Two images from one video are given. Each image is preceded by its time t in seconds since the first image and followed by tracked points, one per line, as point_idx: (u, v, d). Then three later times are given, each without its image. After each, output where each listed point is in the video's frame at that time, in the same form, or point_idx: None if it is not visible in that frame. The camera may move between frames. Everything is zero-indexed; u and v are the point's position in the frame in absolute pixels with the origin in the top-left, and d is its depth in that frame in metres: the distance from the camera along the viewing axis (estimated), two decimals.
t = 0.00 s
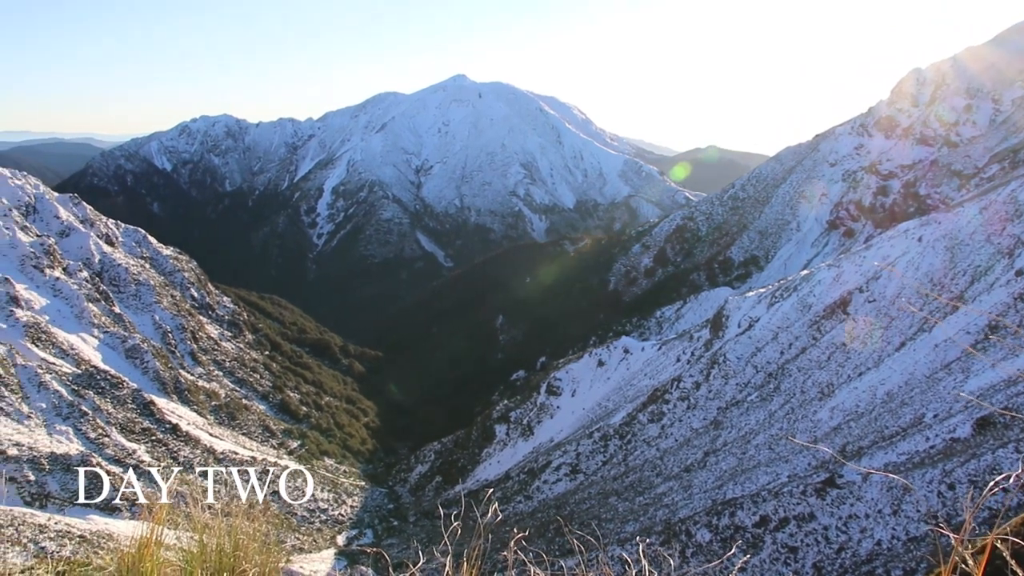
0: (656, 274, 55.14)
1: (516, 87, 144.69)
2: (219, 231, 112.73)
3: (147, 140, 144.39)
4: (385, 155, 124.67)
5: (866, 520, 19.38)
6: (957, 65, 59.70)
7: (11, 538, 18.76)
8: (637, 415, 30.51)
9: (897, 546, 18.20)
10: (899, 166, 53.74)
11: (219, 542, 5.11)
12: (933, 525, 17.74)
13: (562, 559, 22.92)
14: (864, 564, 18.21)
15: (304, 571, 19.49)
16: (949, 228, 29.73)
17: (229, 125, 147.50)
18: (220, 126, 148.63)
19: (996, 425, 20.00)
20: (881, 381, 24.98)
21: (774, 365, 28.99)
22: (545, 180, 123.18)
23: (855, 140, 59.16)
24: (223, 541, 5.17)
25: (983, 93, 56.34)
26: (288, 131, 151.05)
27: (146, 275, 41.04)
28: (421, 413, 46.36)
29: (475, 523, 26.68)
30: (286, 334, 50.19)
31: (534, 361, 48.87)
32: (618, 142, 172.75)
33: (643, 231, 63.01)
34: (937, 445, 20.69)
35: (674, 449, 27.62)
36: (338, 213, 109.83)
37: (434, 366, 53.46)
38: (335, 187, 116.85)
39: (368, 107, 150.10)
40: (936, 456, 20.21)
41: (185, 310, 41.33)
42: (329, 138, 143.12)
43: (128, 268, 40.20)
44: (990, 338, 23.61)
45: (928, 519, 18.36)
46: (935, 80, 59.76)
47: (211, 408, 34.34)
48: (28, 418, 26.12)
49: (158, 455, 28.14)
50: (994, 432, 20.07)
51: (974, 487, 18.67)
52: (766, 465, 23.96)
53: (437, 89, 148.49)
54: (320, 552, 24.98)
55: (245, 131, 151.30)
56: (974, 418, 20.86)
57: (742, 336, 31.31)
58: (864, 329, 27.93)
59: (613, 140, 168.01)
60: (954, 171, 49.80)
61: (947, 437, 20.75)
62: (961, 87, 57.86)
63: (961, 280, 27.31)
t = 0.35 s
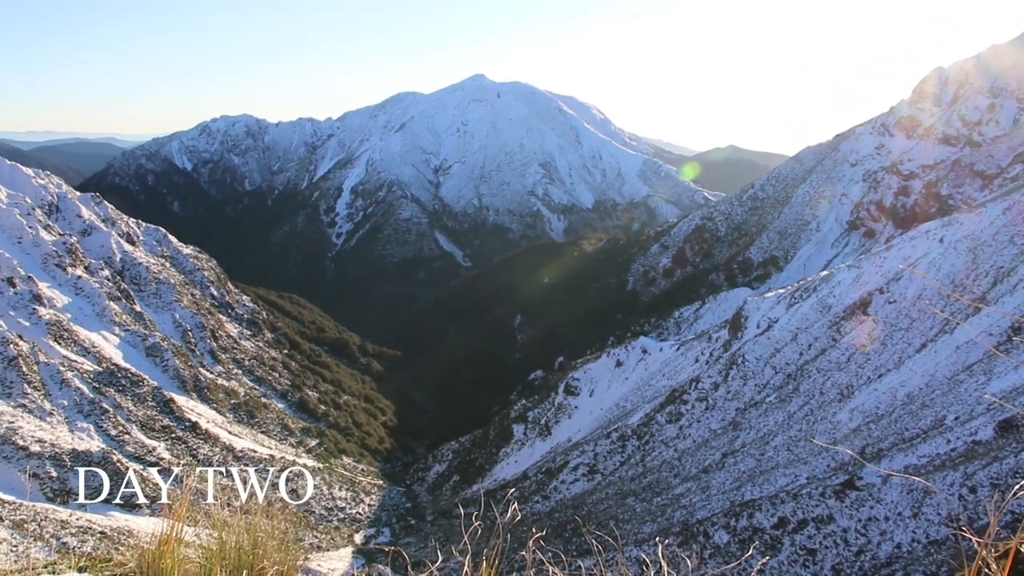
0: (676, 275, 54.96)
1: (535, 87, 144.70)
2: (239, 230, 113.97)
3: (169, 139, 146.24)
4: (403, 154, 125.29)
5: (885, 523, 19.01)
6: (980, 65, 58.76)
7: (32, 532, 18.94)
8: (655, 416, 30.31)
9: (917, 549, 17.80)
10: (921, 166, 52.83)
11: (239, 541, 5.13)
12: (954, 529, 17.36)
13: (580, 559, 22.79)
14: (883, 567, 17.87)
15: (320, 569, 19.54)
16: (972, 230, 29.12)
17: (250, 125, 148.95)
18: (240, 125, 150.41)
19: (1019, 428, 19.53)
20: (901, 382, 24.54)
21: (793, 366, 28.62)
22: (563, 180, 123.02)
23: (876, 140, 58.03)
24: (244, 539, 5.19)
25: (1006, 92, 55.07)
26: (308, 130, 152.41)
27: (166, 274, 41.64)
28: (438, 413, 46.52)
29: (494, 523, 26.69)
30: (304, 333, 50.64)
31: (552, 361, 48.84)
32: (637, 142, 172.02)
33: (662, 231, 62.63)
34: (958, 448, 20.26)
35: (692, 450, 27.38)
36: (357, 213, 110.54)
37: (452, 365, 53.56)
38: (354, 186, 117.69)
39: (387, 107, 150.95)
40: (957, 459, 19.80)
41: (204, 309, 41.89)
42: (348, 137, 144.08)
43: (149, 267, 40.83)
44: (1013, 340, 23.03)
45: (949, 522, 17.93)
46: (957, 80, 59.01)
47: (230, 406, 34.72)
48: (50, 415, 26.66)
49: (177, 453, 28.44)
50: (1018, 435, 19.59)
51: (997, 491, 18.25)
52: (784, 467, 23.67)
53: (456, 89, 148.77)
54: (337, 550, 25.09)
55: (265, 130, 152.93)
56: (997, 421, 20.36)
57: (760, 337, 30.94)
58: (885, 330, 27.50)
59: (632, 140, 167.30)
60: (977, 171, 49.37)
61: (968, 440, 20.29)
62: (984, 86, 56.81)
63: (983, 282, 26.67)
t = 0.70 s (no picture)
0: (696, 275, 54.61)
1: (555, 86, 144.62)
2: (260, 229, 115.21)
3: (192, 139, 148.25)
4: (424, 154, 125.96)
5: (907, 526, 18.65)
6: (1007, 62, 57.36)
7: (56, 527, 19.54)
8: (675, 416, 30.06)
9: (940, 553, 17.43)
10: (944, 166, 51.74)
11: (259, 537, 5.16)
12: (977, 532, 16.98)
13: (598, 559, 22.65)
14: (905, 570, 17.51)
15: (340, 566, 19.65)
16: (997, 230, 28.48)
17: (271, 125, 151.21)
18: (262, 125, 152.65)
19: None
20: (924, 384, 24.08)
21: (814, 367, 28.19)
22: (584, 180, 122.68)
23: (899, 140, 57.32)
24: (263, 536, 5.22)
25: None
26: (329, 130, 154.04)
27: (188, 273, 42.29)
28: (457, 412, 46.65)
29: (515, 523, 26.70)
30: (325, 332, 51.09)
31: (571, 361, 48.76)
32: (658, 142, 171.07)
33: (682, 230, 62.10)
34: (982, 451, 19.83)
35: (712, 451, 27.10)
36: (378, 212, 111.28)
37: (471, 364, 53.67)
38: (374, 186, 118.56)
39: (408, 106, 151.81)
40: (981, 462, 19.36)
41: (226, 307, 42.45)
42: (369, 137, 145.14)
43: (171, 265, 41.50)
44: None
45: (971, 525, 17.55)
46: (983, 78, 57.78)
47: (251, 404, 35.13)
48: (74, 412, 27.08)
49: (199, 450, 28.78)
50: None
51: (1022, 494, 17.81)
52: (805, 468, 23.35)
53: (477, 89, 149.21)
54: (357, 549, 25.22)
55: (286, 130, 154.82)
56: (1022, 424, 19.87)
57: (781, 338, 30.53)
58: (907, 332, 27.04)
59: (653, 140, 166.38)
60: (1002, 172, 48.16)
61: (992, 443, 19.91)
62: (1011, 85, 55.48)
63: (1008, 284, 26.04)
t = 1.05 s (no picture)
0: (717, 275, 54.11)
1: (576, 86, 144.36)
2: (282, 228, 116.41)
3: (215, 139, 150.24)
4: (445, 154, 126.50)
5: (930, 530, 18.27)
6: None
7: (82, 522, 20.01)
8: (695, 417, 29.77)
9: (963, 557, 17.05)
10: (969, 166, 50.57)
11: (280, 534, 5.18)
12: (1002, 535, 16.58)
13: (618, 560, 22.42)
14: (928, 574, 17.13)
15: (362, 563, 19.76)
16: None
17: (293, 124, 153.06)
18: (284, 125, 154.56)
19: None
20: (948, 387, 23.61)
21: (836, 368, 27.75)
22: (604, 180, 122.21)
23: (922, 140, 56.36)
24: (284, 534, 5.24)
25: None
26: (350, 129, 155.46)
27: (210, 271, 42.92)
28: (477, 411, 46.72)
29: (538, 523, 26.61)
30: (345, 331, 51.49)
31: (591, 361, 48.61)
32: (679, 142, 169.93)
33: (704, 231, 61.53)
34: (1007, 454, 19.37)
35: (732, 453, 26.80)
36: (398, 212, 111.95)
37: (491, 364, 53.70)
38: (395, 186, 119.34)
39: (429, 106, 152.57)
40: (1006, 466, 18.91)
41: (247, 306, 42.99)
42: (390, 136, 146.11)
43: (193, 264, 42.15)
44: None
45: (995, 529, 17.15)
46: (1010, 77, 56.53)
47: (272, 402, 35.49)
48: (97, 410, 27.43)
49: (220, 447, 29.07)
50: None
51: None
52: (826, 470, 23.01)
53: (497, 89, 149.51)
54: (377, 547, 25.28)
55: (308, 130, 156.52)
56: None
57: (803, 339, 30.10)
58: (930, 333, 26.57)
59: (675, 139, 165.31)
60: None
61: (1017, 447, 19.47)
62: None
63: None
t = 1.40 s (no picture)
0: (739, 275, 53.52)
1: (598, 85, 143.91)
2: (304, 227, 117.45)
3: (239, 139, 152.12)
4: (466, 153, 126.87)
5: (954, 534, 17.88)
6: None
7: (105, 518, 19.76)
8: (715, 418, 29.45)
9: (987, 562, 16.68)
10: (996, 166, 49.49)
11: (300, 532, 5.22)
12: None
13: (638, 561, 22.09)
14: None
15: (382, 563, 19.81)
16: None
17: (315, 124, 154.60)
18: (306, 125, 156.20)
19: None
20: (972, 389, 23.14)
21: (858, 370, 27.30)
22: (626, 180, 121.66)
23: (948, 139, 55.32)
24: (305, 531, 5.27)
25: None
26: (372, 129, 156.60)
27: (232, 270, 43.54)
28: (497, 411, 46.77)
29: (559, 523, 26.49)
30: (366, 330, 51.85)
31: (612, 361, 48.43)
32: (701, 141, 168.54)
33: (725, 231, 60.88)
34: None
35: (753, 454, 26.47)
36: (420, 211, 112.46)
37: (511, 364, 53.67)
38: (416, 185, 119.91)
39: (449, 106, 153.12)
40: None
41: (269, 304, 43.52)
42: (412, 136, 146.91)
43: (216, 263, 42.79)
44: None
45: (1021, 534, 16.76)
46: None
47: (293, 400, 35.80)
48: (121, 407, 27.82)
49: (241, 444, 29.37)
50: None
51: None
52: (848, 473, 22.66)
53: (518, 89, 149.52)
54: (396, 546, 25.37)
55: (330, 129, 157.95)
56: None
57: (825, 340, 29.64)
58: (955, 335, 26.09)
59: (696, 139, 164.03)
60: None
61: None
62: None
63: None
